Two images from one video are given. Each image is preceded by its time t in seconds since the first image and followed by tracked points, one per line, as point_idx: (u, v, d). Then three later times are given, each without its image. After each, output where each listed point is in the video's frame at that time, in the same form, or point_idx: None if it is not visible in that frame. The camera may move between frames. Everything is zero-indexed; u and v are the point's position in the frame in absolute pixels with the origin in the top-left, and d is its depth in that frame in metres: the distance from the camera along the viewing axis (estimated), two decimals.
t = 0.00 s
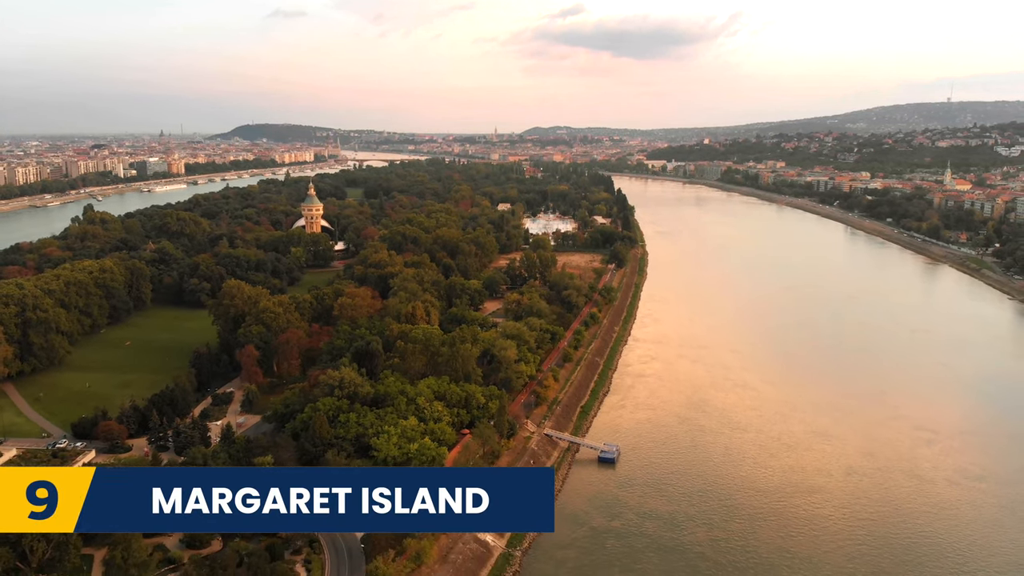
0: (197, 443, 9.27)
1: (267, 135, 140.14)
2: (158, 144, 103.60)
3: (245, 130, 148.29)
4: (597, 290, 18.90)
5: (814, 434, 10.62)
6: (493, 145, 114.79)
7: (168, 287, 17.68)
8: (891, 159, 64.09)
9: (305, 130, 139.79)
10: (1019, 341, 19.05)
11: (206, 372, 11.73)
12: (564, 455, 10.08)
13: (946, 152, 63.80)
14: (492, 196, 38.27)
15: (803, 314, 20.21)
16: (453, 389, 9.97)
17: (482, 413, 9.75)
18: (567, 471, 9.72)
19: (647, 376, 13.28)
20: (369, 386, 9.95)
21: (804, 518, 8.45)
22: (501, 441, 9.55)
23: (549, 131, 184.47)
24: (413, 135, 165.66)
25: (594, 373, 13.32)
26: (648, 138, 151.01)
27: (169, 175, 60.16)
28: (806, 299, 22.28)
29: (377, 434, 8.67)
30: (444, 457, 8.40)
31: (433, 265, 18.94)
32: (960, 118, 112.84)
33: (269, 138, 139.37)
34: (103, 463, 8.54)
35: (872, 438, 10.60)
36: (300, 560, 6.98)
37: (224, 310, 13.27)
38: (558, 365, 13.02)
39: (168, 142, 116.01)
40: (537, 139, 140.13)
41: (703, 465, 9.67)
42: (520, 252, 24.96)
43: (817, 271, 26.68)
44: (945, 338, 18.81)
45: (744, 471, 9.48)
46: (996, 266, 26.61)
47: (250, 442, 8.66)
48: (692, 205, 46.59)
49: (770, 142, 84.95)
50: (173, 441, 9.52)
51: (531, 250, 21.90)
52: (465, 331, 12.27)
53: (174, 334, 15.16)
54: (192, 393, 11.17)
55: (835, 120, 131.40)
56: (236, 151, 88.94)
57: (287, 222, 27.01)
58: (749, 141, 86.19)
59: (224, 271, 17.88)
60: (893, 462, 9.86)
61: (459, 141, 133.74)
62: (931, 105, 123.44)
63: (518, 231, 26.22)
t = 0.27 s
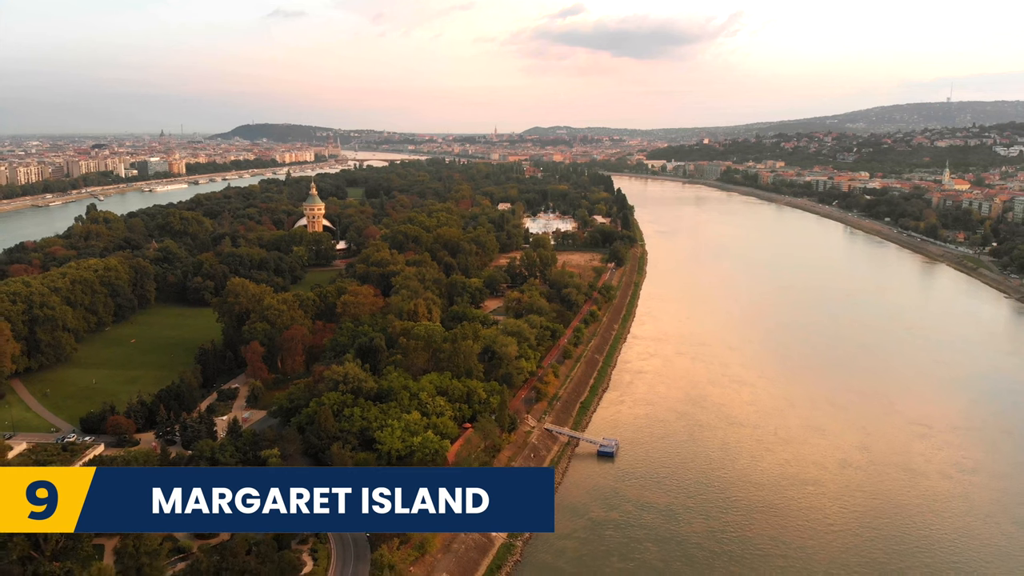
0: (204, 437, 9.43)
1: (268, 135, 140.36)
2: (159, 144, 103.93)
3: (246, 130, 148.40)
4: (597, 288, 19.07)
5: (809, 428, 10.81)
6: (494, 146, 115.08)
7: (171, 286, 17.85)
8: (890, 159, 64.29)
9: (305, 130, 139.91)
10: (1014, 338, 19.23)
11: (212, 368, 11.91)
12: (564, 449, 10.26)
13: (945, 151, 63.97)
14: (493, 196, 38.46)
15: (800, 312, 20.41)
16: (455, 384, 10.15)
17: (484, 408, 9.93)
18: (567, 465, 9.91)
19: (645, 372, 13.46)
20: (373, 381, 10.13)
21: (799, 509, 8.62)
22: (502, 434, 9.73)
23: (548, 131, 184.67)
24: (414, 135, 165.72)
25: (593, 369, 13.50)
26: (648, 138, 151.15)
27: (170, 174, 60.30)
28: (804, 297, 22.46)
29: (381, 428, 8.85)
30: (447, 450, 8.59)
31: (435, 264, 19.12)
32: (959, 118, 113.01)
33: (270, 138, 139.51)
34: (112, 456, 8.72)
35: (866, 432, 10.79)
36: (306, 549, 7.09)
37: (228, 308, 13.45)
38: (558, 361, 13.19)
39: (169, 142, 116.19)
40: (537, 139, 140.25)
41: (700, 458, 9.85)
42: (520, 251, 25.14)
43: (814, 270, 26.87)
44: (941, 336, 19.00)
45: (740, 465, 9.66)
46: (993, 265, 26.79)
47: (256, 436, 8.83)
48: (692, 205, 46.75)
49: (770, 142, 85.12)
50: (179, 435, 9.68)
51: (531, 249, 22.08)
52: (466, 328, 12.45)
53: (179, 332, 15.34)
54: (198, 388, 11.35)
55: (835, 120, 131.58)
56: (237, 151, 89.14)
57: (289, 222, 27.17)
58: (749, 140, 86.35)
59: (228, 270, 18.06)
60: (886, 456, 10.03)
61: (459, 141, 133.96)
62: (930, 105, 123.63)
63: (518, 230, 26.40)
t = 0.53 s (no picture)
0: (210, 431, 9.57)
1: (268, 135, 140.47)
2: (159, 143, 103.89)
3: (246, 130, 148.53)
4: (596, 287, 19.22)
5: (806, 424, 10.97)
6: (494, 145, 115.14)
7: (174, 284, 18.00)
8: (889, 159, 64.46)
9: (305, 129, 140.07)
10: (1010, 336, 19.40)
11: (216, 365, 12.07)
12: (564, 444, 10.43)
13: (944, 151, 64.15)
14: (493, 195, 38.62)
15: (797, 311, 20.58)
16: (457, 380, 10.30)
17: (485, 403, 10.08)
18: (567, 459, 10.08)
19: (644, 370, 13.61)
20: (376, 377, 10.29)
21: (796, 503, 8.76)
22: (503, 429, 9.89)
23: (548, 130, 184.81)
24: (414, 135, 165.89)
25: (593, 367, 13.65)
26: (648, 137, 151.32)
27: (170, 174, 60.42)
28: (802, 296, 22.63)
29: (384, 422, 9.01)
30: (449, 444, 8.74)
31: (436, 262, 19.27)
32: (958, 117, 113.22)
33: (270, 137, 139.65)
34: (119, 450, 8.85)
35: (862, 428, 10.94)
36: (311, 541, 7.19)
37: (232, 305, 13.60)
38: (558, 359, 13.35)
39: (169, 141, 116.36)
40: (537, 138, 140.40)
41: (698, 453, 9.99)
42: (520, 250, 25.29)
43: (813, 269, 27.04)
44: (938, 334, 19.17)
45: (738, 459, 9.80)
46: (990, 264, 26.97)
47: (261, 431, 8.97)
48: (691, 204, 46.91)
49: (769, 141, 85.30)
50: (185, 430, 9.83)
51: (531, 248, 22.22)
52: (467, 325, 12.61)
53: (182, 329, 15.49)
54: (203, 384, 11.50)
55: (834, 120, 131.77)
56: (237, 150, 89.24)
57: (290, 221, 27.32)
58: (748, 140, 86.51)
59: (230, 268, 18.21)
60: (882, 451, 10.19)
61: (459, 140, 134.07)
62: (930, 105, 123.82)
63: (518, 229, 26.56)
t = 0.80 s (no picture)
0: (216, 425, 9.73)
1: (268, 135, 140.72)
2: (160, 143, 104.13)
3: (246, 130, 148.79)
4: (596, 285, 19.40)
5: (802, 419, 11.16)
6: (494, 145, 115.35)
7: (178, 283, 18.19)
8: (888, 159, 64.62)
9: (306, 129, 140.31)
10: (1006, 334, 19.58)
11: (222, 361, 12.27)
12: (564, 438, 10.62)
13: (943, 151, 64.35)
14: (493, 195, 38.83)
15: (795, 309, 20.77)
16: (458, 376, 10.49)
17: (486, 398, 10.27)
18: (567, 453, 10.28)
19: (643, 367, 13.78)
20: (379, 373, 10.48)
21: (791, 495, 8.94)
22: (504, 423, 10.08)
23: (548, 130, 185.07)
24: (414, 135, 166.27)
25: (592, 364, 13.83)
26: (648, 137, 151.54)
27: (172, 173, 60.62)
28: (800, 295, 22.84)
29: (387, 416, 9.20)
30: (452, 437, 8.93)
31: (437, 261, 19.45)
32: (958, 117, 113.43)
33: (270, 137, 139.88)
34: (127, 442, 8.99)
35: (857, 423, 11.13)
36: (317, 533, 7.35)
37: (237, 303, 13.78)
38: (558, 356, 13.53)
39: (170, 141, 116.69)
40: (537, 139, 140.64)
41: (695, 447, 10.17)
42: (521, 249, 25.48)
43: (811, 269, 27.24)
44: (934, 332, 19.36)
45: (734, 453, 9.99)
46: (987, 262, 27.16)
47: (268, 425, 9.13)
48: (691, 204, 47.11)
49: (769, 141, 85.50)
50: (192, 424, 10.00)
51: (531, 247, 22.42)
52: (469, 322, 12.80)
53: (187, 327, 15.67)
54: (209, 380, 11.68)
55: (834, 120, 131.97)
56: (238, 151, 89.47)
57: (293, 220, 27.51)
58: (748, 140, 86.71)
59: (234, 267, 18.39)
60: (875, 444, 10.38)
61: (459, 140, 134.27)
62: (929, 105, 124.03)
63: (518, 228, 26.75)
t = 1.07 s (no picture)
0: (222, 419, 9.88)
1: (268, 134, 140.86)
2: (161, 144, 104.34)
3: (246, 130, 148.96)
4: (595, 284, 19.57)
5: (798, 414, 11.35)
6: (494, 145, 115.54)
7: (182, 281, 18.37)
8: (887, 159, 64.78)
9: (306, 129, 140.49)
10: (1002, 332, 19.77)
11: (226, 358, 12.45)
12: (564, 433, 10.83)
13: (942, 151, 64.49)
14: (494, 194, 39.03)
15: (793, 308, 20.95)
16: (460, 371, 10.68)
17: (487, 394, 10.46)
18: (567, 447, 10.49)
19: (642, 364, 13.97)
20: (382, 368, 10.67)
21: (786, 487, 9.12)
22: (505, 418, 10.27)
23: (549, 130, 185.53)
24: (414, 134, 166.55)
25: (592, 361, 14.02)
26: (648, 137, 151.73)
27: (172, 173, 60.79)
28: (798, 293, 23.02)
29: (391, 410, 9.39)
30: (454, 431, 9.12)
31: (438, 259, 19.64)
32: (958, 117, 113.58)
33: (271, 137, 140.08)
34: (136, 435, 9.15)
35: (852, 418, 11.32)
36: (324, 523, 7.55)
37: (241, 300, 13.95)
38: (558, 352, 13.71)
39: (171, 141, 116.93)
40: (537, 139, 140.82)
41: (692, 441, 10.36)
42: (521, 248, 25.66)
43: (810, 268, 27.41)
44: (930, 330, 19.54)
45: (731, 447, 10.18)
46: (984, 261, 27.34)
47: (274, 419, 9.29)
48: (691, 204, 47.29)
49: (769, 141, 85.64)
50: (199, 419, 10.15)
51: (532, 246, 22.60)
52: (470, 319, 12.98)
53: (191, 325, 15.86)
54: (214, 376, 11.86)
55: (834, 120, 132.13)
56: (238, 151, 89.64)
57: (294, 220, 27.69)
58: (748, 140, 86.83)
59: (237, 265, 18.57)
60: (869, 439, 10.57)
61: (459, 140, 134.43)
62: (929, 105, 124.19)
63: (519, 228, 26.95)
